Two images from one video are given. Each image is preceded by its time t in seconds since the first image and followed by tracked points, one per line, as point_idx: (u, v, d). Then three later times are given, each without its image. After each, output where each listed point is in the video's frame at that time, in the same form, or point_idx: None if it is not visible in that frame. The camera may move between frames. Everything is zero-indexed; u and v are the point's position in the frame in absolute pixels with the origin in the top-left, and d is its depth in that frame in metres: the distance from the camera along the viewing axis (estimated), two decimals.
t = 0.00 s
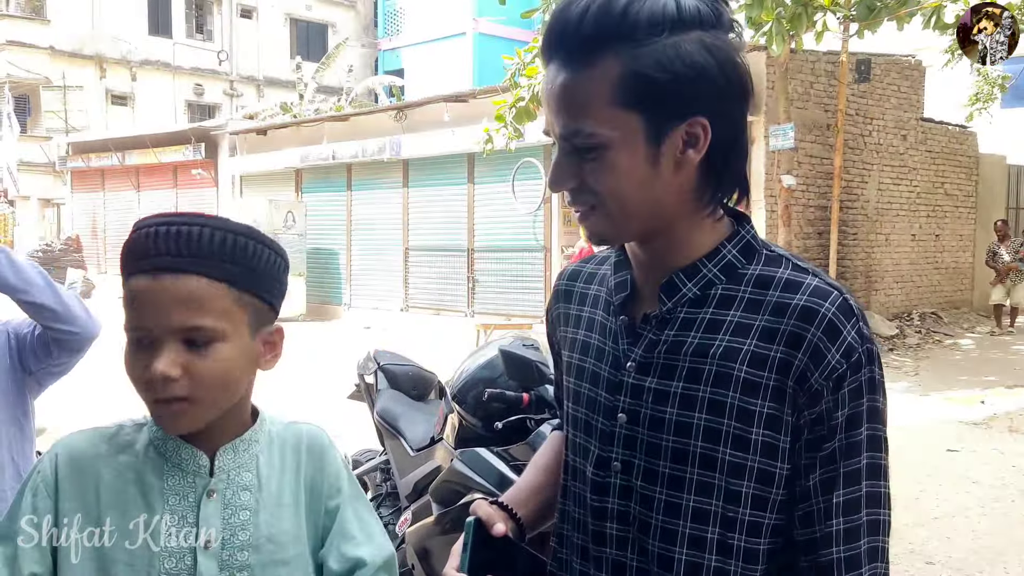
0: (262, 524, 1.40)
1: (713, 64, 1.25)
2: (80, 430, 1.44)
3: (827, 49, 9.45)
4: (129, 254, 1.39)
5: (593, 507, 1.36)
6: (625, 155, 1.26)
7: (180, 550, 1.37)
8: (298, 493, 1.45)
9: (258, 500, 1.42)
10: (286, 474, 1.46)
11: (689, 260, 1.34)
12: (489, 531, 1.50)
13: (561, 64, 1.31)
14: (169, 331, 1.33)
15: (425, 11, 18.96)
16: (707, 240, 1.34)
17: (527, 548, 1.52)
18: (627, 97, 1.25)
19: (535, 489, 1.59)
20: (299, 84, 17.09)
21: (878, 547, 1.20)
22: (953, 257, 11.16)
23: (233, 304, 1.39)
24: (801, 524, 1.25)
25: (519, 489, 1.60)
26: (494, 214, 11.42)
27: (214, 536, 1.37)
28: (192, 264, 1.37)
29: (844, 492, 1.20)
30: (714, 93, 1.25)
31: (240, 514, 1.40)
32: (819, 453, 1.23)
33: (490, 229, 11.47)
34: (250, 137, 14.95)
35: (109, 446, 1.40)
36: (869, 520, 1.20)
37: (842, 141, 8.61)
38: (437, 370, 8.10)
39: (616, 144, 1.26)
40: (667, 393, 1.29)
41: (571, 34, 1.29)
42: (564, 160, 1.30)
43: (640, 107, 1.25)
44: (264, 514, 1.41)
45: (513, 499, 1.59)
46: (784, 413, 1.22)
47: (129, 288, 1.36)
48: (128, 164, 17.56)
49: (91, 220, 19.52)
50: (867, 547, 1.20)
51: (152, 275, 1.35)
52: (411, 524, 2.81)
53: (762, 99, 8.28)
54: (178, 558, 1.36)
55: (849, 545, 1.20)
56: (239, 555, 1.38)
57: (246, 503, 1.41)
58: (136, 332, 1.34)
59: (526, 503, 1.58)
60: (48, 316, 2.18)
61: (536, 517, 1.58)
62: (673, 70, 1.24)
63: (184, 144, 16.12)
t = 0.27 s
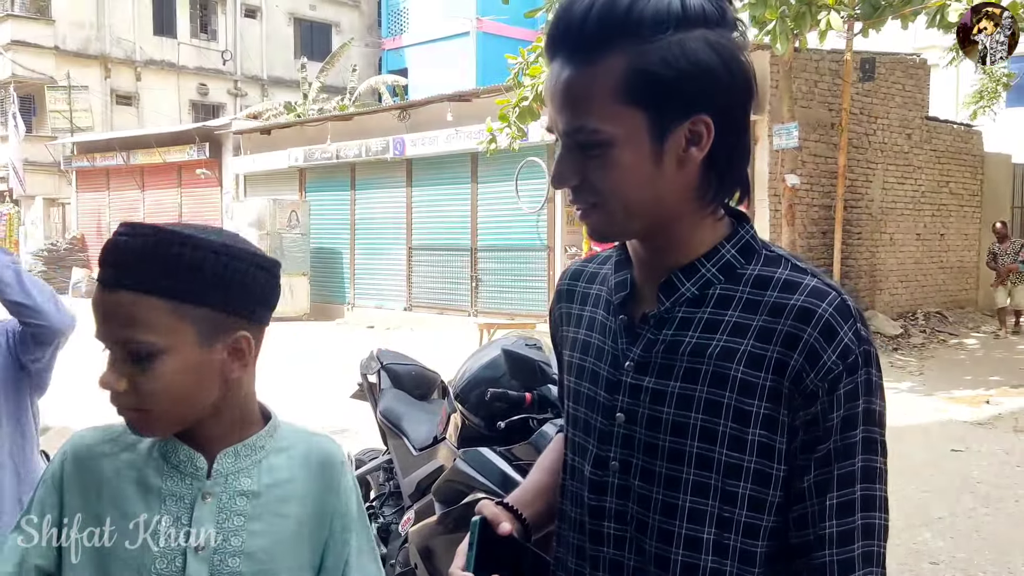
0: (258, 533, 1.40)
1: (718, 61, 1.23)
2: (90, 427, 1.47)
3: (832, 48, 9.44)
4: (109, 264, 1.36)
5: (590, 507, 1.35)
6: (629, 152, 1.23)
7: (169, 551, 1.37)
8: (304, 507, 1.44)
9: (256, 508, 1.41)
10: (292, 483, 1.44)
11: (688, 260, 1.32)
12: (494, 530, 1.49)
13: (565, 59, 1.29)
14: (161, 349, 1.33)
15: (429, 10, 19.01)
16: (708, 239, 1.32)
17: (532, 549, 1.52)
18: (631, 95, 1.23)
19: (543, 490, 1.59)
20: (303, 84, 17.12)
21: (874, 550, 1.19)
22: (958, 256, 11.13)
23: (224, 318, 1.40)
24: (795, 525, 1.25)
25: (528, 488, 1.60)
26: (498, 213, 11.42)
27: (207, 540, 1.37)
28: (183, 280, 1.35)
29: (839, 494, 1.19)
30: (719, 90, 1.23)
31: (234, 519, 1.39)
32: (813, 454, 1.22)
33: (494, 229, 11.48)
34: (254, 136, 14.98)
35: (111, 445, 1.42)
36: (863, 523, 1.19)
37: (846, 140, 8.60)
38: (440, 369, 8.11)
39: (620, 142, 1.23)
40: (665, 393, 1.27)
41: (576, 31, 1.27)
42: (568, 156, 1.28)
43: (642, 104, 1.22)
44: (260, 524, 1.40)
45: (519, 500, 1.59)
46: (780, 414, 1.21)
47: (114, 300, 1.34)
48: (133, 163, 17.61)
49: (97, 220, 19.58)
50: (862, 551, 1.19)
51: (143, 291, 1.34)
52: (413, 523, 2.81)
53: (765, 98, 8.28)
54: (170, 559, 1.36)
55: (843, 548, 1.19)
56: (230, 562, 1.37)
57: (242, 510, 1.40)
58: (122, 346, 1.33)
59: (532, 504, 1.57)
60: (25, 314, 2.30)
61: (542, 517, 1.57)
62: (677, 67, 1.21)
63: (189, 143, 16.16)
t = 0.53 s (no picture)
0: (254, 526, 1.39)
1: (721, 60, 1.22)
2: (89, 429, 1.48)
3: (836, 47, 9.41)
4: (159, 242, 1.35)
5: (590, 507, 1.36)
6: (628, 151, 1.23)
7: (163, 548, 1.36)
8: (299, 500, 1.43)
9: (250, 503, 1.40)
10: (286, 477, 1.43)
11: (687, 260, 1.32)
12: (492, 527, 1.50)
13: (566, 58, 1.29)
14: (220, 322, 1.37)
15: (432, 10, 19.03)
16: (709, 238, 1.32)
17: (533, 550, 1.50)
18: (632, 93, 1.22)
19: (546, 489, 1.59)
20: (307, 83, 17.12)
21: (885, 553, 1.18)
22: (964, 256, 11.10)
23: (256, 298, 1.45)
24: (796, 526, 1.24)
25: (529, 487, 1.60)
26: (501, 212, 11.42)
27: (203, 535, 1.36)
28: (224, 260, 1.39)
29: (847, 496, 1.19)
30: (722, 87, 1.23)
31: (229, 514, 1.39)
32: (813, 455, 1.22)
33: (497, 228, 11.47)
34: (258, 135, 15.00)
35: (105, 444, 1.43)
36: (874, 525, 1.18)
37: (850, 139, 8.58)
38: (443, 368, 8.12)
39: (620, 140, 1.23)
40: (664, 393, 1.27)
41: (577, 28, 1.26)
42: (568, 155, 1.28)
43: (644, 103, 1.22)
44: (255, 518, 1.39)
45: (520, 498, 1.59)
46: (781, 415, 1.21)
47: (174, 277, 1.34)
48: (138, 162, 17.63)
49: (102, 219, 19.61)
50: (872, 554, 1.18)
51: (205, 268, 1.36)
52: (416, 522, 2.82)
53: (769, 97, 8.27)
54: (165, 556, 1.36)
55: (854, 551, 1.18)
56: (227, 556, 1.36)
57: (237, 505, 1.39)
58: (182, 321, 1.34)
59: (533, 503, 1.57)
60: (27, 258, 2.24)
61: (543, 516, 1.57)
62: (678, 64, 1.21)
63: (193, 142, 16.17)
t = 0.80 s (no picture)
0: (255, 519, 1.36)
1: (721, 61, 1.22)
2: (79, 428, 1.43)
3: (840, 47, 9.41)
4: (205, 228, 1.36)
5: (591, 507, 1.36)
6: (627, 150, 1.23)
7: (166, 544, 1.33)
8: (295, 488, 1.40)
9: (251, 496, 1.37)
10: (281, 467, 1.41)
11: (688, 259, 1.32)
12: (495, 529, 1.51)
13: (564, 59, 1.29)
14: (259, 308, 1.39)
15: (436, 9, 19.05)
16: (709, 238, 1.32)
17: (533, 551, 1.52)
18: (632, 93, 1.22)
19: (546, 490, 1.58)
20: (311, 82, 17.14)
21: (884, 551, 1.20)
22: (967, 256, 11.09)
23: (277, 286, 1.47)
24: (798, 527, 1.24)
25: (529, 487, 1.60)
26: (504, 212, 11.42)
27: (206, 530, 1.33)
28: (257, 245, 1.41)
29: (848, 496, 1.20)
30: (722, 88, 1.23)
31: (230, 508, 1.36)
32: (814, 454, 1.22)
33: (500, 227, 11.48)
34: (262, 134, 15.02)
35: (100, 441, 1.38)
36: (873, 524, 1.20)
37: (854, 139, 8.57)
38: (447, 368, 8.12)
39: (619, 140, 1.23)
40: (665, 393, 1.27)
41: (575, 26, 1.27)
42: (567, 154, 1.28)
43: (644, 103, 1.22)
44: (256, 510, 1.37)
45: (519, 499, 1.59)
46: (783, 415, 1.20)
47: (222, 261, 1.35)
48: (142, 160, 17.67)
49: (106, 218, 19.65)
50: (871, 554, 1.20)
51: (247, 255, 1.38)
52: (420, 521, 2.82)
53: (773, 97, 8.26)
54: (167, 552, 1.32)
55: (853, 550, 1.20)
56: (231, 549, 1.34)
57: (238, 499, 1.37)
58: (228, 304, 1.34)
59: (532, 504, 1.57)
60: (35, 248, 2.26)
61: (543, 517, 1.57)
62: (676, 64, 1.21)
63: (197, 141, 16.20)
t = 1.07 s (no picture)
0: (254, 513, 1.36)
1: (717, 61, 1.22)
2: (77, 428, 1.42)
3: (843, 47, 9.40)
4: (207, 222, 1.36)
5: (592, 506, 1.36)
6: (623, 149, 1.24)
7: (167, 542, 1.33)
8: (287, 476, 1.39)
9: (250, 489, 1.37)
10: (275, 457, 1.40)
11: (687, 259, 1.32)
12: (495, 527, 1.51)
13: (561, 59, 1.30)
14: (262, 299, 1.38)
15: (439, 9, 19.07)
16: (708, 237, 1.32)
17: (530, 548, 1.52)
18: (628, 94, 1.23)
19: (546, 489, 1.58)
20: (314, 82, 17.16)
21: (881, 550, 1.21)
22: (970, 256, 11.08)
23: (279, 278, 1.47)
24: (796, 527, 1.23)
25: (529, 485, 1.60)
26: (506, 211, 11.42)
27: (207, 527, 1.33)
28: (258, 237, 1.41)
29: (843, 495, 1.21)
30: (719, 88, 1.22)
31: (232, 503, 1.36)
32: (812, 453, 1.22)
33: (503, 227, 11.48)
34: (265, 133, 15.03)
35: (102, 440, 1.39)
36: (868, 523, 1.21)
37: (857, 139, 8.57)
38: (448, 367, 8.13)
39: (616, 140, 1.24)
40: (664, 393, 1.27)
41: (572, 26, 1.27)
42: (563, 154, 1.29)
43: (640, 103, 1.22)
44: (255, 503, 1.37)
45: (518, 498, 1.59)
46: (784, 414, 1.20)
47: (225, 254, 1.34)
48: (144, 159, 17.69)
49: (108, 216, 19.68)
50: (867, 553, 1.21)
51: (247, 248, 1.37)
52: (423, 521, 2.82)
53: (776, 97, 8.26)
54: (170, 549, 1.33)
55: (848, 550, 1.21)
56: (234, 543, 1.34)
57: (239, 494, 1.37)
58: (233, 297, 1.34)
59: (532, 503, 1.57)
60: (39, 243, 2.26)
61: (542, 515, 1.57)
62: (672, 65, 1.21)
63: (199, 140, 16.22)
